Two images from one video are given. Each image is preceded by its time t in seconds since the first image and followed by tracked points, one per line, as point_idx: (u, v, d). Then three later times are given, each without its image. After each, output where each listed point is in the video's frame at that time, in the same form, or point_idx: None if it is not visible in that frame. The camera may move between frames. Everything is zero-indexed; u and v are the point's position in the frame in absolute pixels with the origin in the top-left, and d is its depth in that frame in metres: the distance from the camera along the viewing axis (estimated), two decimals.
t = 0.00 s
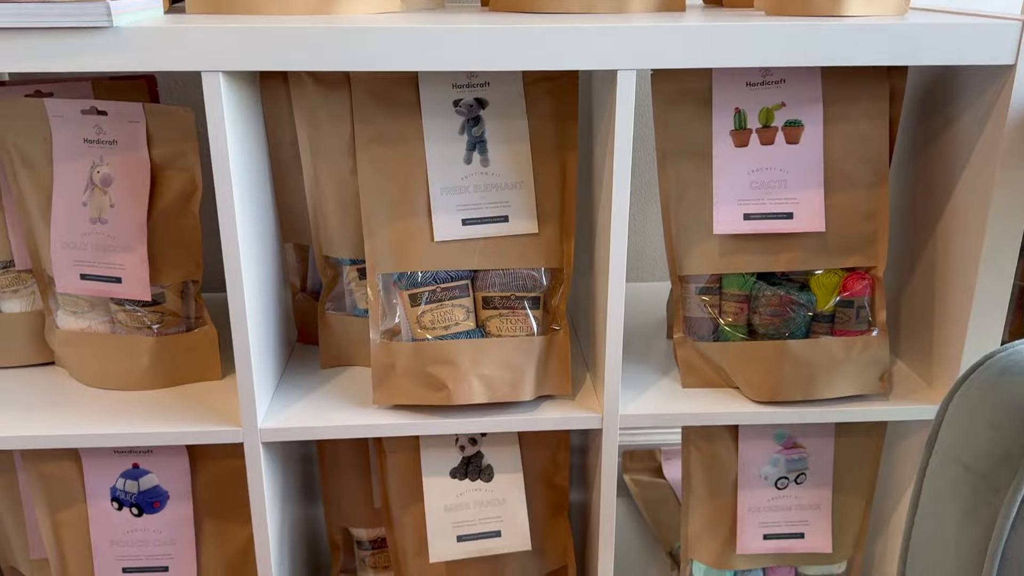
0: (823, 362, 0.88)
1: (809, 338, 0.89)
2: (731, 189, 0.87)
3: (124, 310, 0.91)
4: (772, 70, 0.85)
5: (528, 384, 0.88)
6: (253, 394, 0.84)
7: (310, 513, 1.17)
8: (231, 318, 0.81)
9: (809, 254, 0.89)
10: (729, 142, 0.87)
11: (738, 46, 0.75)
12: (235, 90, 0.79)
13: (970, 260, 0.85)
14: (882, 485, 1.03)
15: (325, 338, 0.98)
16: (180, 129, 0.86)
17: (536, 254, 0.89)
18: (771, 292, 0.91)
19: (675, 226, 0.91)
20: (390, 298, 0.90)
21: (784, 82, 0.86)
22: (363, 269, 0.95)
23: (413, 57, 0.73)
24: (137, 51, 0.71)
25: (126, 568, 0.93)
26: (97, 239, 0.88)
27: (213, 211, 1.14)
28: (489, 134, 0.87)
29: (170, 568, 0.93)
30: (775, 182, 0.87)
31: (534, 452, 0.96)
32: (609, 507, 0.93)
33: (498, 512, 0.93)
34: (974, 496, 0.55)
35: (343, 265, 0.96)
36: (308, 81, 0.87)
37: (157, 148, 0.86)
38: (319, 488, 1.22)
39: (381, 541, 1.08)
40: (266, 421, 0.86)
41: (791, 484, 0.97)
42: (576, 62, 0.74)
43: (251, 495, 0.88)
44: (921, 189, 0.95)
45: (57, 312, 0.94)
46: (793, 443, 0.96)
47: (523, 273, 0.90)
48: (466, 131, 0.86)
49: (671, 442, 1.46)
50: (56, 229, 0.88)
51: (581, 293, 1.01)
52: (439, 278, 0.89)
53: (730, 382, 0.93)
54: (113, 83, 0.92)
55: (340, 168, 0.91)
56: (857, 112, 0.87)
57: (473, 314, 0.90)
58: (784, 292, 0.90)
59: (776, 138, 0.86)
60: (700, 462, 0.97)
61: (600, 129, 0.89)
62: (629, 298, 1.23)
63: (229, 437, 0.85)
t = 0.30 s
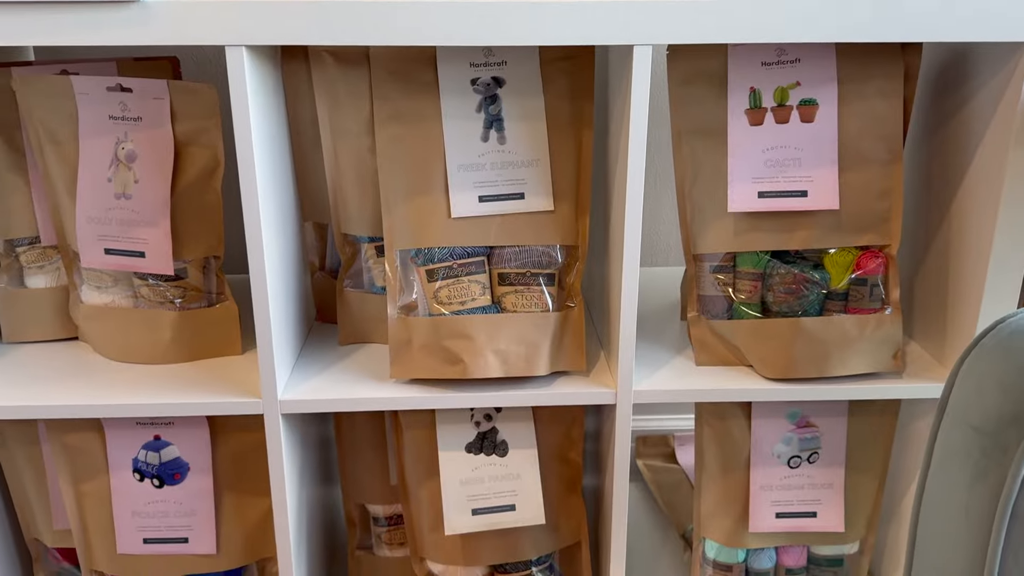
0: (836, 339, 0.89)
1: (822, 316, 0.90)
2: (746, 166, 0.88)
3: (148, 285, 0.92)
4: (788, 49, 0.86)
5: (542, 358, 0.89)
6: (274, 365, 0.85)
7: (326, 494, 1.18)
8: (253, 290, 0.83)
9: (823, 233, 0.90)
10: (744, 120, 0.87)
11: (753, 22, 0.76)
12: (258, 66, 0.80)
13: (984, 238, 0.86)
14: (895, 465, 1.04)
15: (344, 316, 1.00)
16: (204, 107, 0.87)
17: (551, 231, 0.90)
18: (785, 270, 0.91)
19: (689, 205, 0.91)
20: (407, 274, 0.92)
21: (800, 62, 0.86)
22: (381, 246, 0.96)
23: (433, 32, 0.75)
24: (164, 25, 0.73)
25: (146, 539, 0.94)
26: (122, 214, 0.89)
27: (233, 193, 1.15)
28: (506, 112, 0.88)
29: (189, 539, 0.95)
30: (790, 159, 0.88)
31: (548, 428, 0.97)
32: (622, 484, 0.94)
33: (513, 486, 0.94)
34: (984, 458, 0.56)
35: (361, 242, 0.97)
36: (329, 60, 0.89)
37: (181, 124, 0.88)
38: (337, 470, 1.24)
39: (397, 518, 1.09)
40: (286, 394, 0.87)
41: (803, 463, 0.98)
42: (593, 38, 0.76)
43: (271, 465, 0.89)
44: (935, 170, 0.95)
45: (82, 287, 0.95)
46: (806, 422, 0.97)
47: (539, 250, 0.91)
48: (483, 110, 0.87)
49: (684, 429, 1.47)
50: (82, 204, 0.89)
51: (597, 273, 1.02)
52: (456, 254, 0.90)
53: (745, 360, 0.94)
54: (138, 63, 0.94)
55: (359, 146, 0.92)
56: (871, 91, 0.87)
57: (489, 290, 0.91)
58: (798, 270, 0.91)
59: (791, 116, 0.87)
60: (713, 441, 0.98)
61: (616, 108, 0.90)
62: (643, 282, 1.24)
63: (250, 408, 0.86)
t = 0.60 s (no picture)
0: (853, 328, 0.89)
1: (839, 306, 0.90)
2: (764, 156, 0.88)
3: (174, 271, 0.94)
4: (806, 40, 0.87)
5: (560, 346, 0.91)
6: (296, 350, 0.87)
7: (346, 481, 1.19)
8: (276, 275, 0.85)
9: (841, 223, 0.90)
10: (763, 111, 0.88)
11: (770, 12, 0.77)
12: (283, 55, 0.82)
13: (1003, 228, 0.86)
14: (913, 456, 1.04)
15: (365, 303, 1.02)
16: (230, 96, 0.89)
17: (570, 220, 0.91)
18: (802, 260, 0.91)
19: (707, 194, 0.91)
20: (427, 261, 0.93)
21: (818, 52, 0.87)
22: (402, 235, 0.98)
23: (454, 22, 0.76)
24: (191, 14, 0.75)
25: (171, 520, 0.96)
26: (150, 200, 0.91)
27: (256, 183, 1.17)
28: (525, 102, 0.89)
29: (213, 521, 0.96)
30: (808, 149, 0.88)
31: (565, 417, 0.97)
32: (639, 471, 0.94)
33: (529, 472, 0.96)
34: (999, 438, 0.57)
35: (382, 230, 0.99)
36: (353, 51, 0.91)
37: (208, 113, 0.89)
38: (356, 458, 1.25)
39: (416, 504, 1.11)
40: (308, 377, 0.89)
41: (820, 453, 0.98)
42: (612, 27, 0.77)
43: (293, 449, 0.91)
44: (954, 161, 0.95)
45: (109, 273, 0.98)
46: (823, 411, 0.97)
47: (558, 238, 0.92)
48: (503, 99, 0.89)
49: (700, 421, 1.47)
50: (111, 191, 0.91)
51: (615, 263, 1.03)
52: (475, 241, 0.91)
53: (761, 349, 0.95)
54: (165, 53, 0.95)
55: (380, 135, 0.94)
56: (890, 82, 0.88)
57: (508, 277, 0.92)
58: (816, 260, 0.91)
59: (809, 107, 0.87)
60: (730, 430, 0.99)
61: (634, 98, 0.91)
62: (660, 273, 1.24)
63: (273, 392, 0.88)
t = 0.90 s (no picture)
0: (879, 322, 0.90)
1: (866, 299, 0.91)
2: (791, 149, 0.89)
3: (208, 260, 0.96)
4: (834, 34, 0.87)
5: (586, 336, 0.91)
6: (327, 338, 0.88)
7: (373, 470, 1.21)
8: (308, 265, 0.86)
9: (868, 216, 0.90)
10: (791, 104, 0.88)
11: (797, 6, 0.77)
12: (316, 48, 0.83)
13: None
14: (938, 452, 1.04)
15: (394, 294, 1.03)
16: (264, 89, 0.91)
17: (596, 212, 0.92)
18: (829, 253, 0.92)
19: (734, 187, 0.92)
20: (455, 252, 0.94)
21: (846, 46, 0.87)
22: (430, 227, 1.00)
23: (484, 15, 0.78)
24: (229, 7, 0.77)
25: (202, 505, 0.98)
26: (185, 191, 0.93)
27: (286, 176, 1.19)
28: (554, 95, 0.90)
29: (243, 506, 0.98)
30: (835, 142, 0.88)
31: (591, 408, 0.98)
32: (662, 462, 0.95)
33: (555, 462, 0.97)
34: None
35: (411, 222, 1.00)
36: (383, 44, 0.92)
37: (242, 105, 0.91)
38: (382, 449, 1.27)
39: (441, 493, 1.12)
40: (338, 365, 0.91)
41: (845, 447, 0.98)
42: (640, 20, 0.78)
43: (323, 436, 0.93)
44: (982, 155, 0.95)
45: (145, 262, 1.00)
46: (848, 405, 0.97)
47: (585, 230, 0.93)
48: (531, 92, 0.90)
49: (724, 417, 1.48)
50: (147, 181, 0.93)
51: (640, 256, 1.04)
52: (502, 233, 0.92)
53: (787, 342, 0.95)
54: (200, 47, 0.97)
55: (410, 128, 0.95)
56: (918, 75, 0.88)
57: (534, 269, 0.93)
58: (843, 254, 0.92)
59: (837, 100, 0.88)
60: (755, 423, 0.99)
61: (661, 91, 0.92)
62: (685, 268, 1.25)
63: (304, 379, 0.90)
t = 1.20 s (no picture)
0: (907, 320, 0.90)
1: (894, 298, 0.91)
2: (820, 148, 0.89)
3: (243, 255, 0.98)
4: (863, 34, 0.87)
5: (612, 333, 0.92)
6: (358, 331, 0.90)
7: (400, 465, 1.22)
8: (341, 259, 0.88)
9: (897, 215, 0.90)
10: (819, 103, 0.88)
11: (827, 4, 0.78)
12: (351, 47, 0.85)
13: None
14: (965, 452, 1.03)
15: (423, 289, 1.05)
16: (299, 87, 0.93)
17: (624, 209, 0.93)
18: (857, 252, 0.92)
19: (762, 186, 0.93)
20: (484, 248, 0.95)
21: (875, 46, 0.87)
22: (459, 223, 1.01)
23: (515, 13, 0.79)
24: (266, 6, 0.79)
25: (234, 494, 1.00)
26: (221, 186, 0.95)
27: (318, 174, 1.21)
28: (583, 94, 0.91)
29: (274, 496, 1.00)
30: (864, 141, 0.89)
31: (617, 404, 0.99)
32: (688, 458, 0.96)
33: (580, 456, 0.97)
34: None
35: (440, 219, 1.02)
36: (415, 44, 0.94)
37: (277, 103, 0.93)
38: (410, 443, 1.28)
39: (468, 487, 1.14)
40: (368, 358, 0.93)
41: (871, 446, 0.98)
42: (669, 19, 0.79)
43: (353, 427, 0.94)
44: (1012, 154, 0.95)
45: (181, 256, 1.02)
46: (875, 405, 0.98)
47: (612, 228, 0.94)
48: (560, 91, 0.91)
49: (749, 417, 1.48)
50: (184, 177, 0.96)
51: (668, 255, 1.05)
52: (531, 229, 0.94)
53: (814, 340, 0.95)
54: (235, 46, 0.99)
55: (440, 125, 0.97)
56: (947, 74, 0.88)
57: (562, 265, 0.94)
58: (870, 252, 0.92)
59: (866, 99, 0.88)
60: (781, 421, 0.99)
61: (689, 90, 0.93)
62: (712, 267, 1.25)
63: (335, 371, 0.92)
